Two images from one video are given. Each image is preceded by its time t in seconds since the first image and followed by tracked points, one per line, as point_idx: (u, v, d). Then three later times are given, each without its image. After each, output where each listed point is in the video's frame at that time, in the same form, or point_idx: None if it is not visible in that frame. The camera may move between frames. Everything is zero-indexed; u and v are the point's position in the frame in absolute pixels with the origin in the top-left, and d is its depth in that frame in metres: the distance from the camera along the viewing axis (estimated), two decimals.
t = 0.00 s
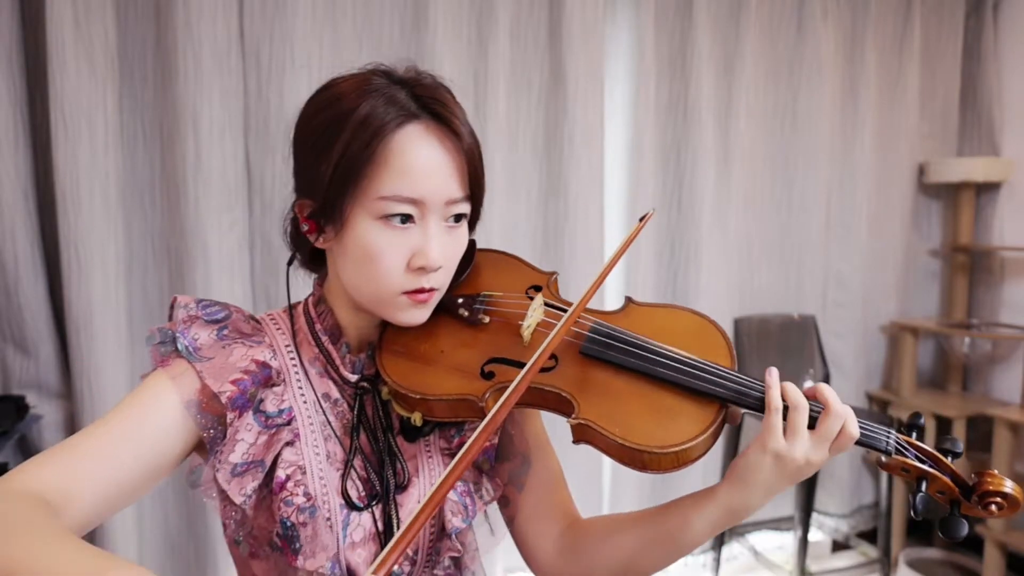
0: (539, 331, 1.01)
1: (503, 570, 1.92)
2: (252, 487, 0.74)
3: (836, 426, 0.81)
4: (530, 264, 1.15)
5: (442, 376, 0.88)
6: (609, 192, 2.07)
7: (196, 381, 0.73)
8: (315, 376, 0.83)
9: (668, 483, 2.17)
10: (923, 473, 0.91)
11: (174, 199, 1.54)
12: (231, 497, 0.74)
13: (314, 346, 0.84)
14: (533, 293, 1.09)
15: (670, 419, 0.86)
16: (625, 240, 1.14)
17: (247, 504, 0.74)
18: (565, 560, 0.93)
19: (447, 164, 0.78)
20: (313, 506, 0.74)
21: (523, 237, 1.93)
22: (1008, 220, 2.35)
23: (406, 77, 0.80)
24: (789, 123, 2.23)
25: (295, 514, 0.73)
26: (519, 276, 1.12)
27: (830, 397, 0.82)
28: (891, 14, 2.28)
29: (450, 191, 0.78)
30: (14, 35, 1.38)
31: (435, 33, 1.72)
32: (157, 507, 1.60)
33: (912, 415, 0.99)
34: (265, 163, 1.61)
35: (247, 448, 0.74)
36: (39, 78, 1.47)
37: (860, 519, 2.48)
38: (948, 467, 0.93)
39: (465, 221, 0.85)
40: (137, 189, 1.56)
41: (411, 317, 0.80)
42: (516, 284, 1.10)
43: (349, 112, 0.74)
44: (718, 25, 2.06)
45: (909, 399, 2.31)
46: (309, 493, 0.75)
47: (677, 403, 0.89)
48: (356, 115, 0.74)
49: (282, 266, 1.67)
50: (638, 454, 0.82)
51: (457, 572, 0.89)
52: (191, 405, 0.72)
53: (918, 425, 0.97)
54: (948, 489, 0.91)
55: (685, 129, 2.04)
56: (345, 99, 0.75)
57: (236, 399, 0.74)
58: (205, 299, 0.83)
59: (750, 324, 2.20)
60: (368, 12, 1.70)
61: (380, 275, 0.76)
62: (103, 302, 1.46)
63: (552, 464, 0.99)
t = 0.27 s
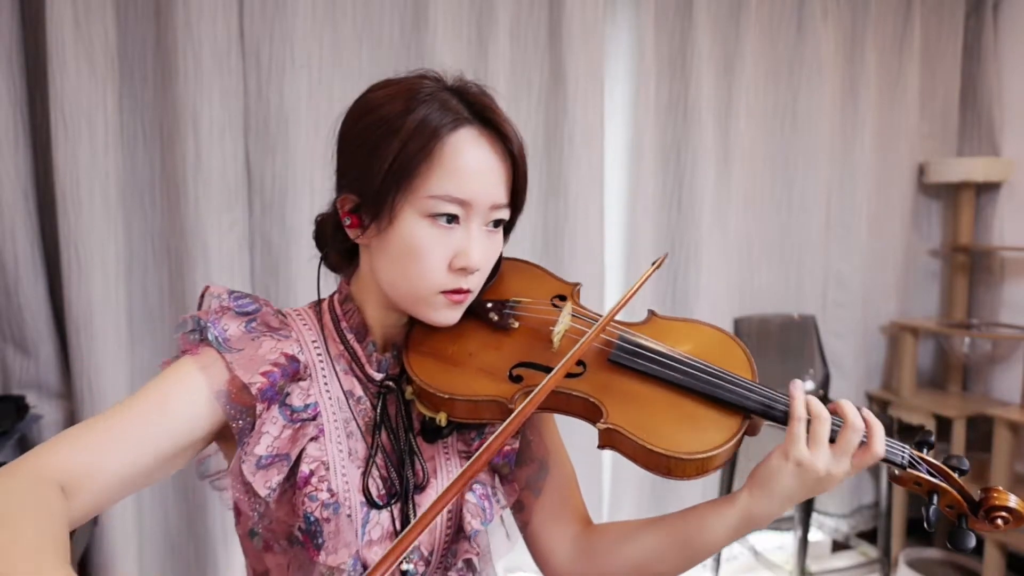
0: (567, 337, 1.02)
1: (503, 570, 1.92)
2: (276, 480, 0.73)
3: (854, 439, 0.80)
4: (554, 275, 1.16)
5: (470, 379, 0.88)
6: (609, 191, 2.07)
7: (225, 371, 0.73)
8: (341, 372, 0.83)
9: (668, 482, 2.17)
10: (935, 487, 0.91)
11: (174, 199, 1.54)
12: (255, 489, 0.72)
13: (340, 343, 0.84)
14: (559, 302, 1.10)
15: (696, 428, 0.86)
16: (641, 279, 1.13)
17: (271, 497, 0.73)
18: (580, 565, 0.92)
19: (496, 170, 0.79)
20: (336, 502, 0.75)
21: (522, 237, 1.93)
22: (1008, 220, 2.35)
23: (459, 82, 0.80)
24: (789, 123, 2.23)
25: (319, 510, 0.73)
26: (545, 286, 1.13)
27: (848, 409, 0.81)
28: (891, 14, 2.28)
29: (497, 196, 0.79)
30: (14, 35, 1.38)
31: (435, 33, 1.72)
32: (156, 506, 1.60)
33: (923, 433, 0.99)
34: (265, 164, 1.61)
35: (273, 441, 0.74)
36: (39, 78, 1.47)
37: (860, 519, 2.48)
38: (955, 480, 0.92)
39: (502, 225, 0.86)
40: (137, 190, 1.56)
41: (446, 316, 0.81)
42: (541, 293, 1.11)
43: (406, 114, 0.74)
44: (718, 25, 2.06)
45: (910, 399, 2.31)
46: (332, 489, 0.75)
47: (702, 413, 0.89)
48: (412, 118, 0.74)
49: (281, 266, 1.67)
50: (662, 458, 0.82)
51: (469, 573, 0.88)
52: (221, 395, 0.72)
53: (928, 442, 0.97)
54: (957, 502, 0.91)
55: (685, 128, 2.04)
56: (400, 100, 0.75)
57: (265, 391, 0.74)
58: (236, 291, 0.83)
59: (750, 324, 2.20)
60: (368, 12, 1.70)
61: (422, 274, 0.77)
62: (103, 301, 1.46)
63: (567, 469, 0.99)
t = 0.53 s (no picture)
0: (573, 342, 1.03)
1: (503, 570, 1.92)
2: (282, 480, 0.72)
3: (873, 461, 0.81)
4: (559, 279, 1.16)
5: (476, 382, 0.89)
6: (609, 191, 2.07)
7: (233, 369, 0.72)
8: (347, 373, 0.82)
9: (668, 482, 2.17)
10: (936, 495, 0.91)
11: (174, 198, 1.54)
12: (261, 489, 0.72)
13: (346, 343, 0.84)
14: (565, 306, 1.11)
15: (703, 433, 0.87)
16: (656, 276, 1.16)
17: (276, 497, 0.72)
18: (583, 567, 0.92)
19: (508, 175, 0.79)
20: (342, 502, 0.74)
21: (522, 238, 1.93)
22: (1008, 219, 2.35)
23: (473, 87, 0.80)
24: (790, 122, 2.23)
25: (324, 510, 0.72)
26: (551, 291, 1.13)
27: (872, 435, 0.83)
28: (891, 14, 2.28)
29: (508, 202, 0.79)
30: (14, 35, 1.38)
31: (435, 33, 1.72)
32: (157, 506, 1.60)
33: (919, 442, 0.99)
34: (266, 163, 1.61)
35: (278, 441, 0.73)
36: (39, 78, 1.47)
37: (860, 519, 2.48)
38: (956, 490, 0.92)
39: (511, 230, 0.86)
40: (137, 190, 1.56)
41: (452, 319, 0.80)
42: (548, 296, 1.11)
43: (420, 118, 0.74)
44: (718, 25, 2.06)
45: (910, 399, 2.31)
46: (338, 489, 0.74)
47: (708, 419, 0.89)
48: (426, 122, 0.74)
49: (280, 266, 1.67)
50: (669, 463, 0.82)
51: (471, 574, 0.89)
52: (228, 393, 0.71)
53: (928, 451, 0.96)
54: (956, 510, 0.91)
55: (685, 128, 2.04)
56: (415, 103, 0.75)
57: (274, 390, 0.73)
58: (245, 288, 0.82)
59: (750, 323, 2.20)
60: (368, 12, 1.70)
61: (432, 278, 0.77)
62: (103, 301, 1.46)
63: (571, 472, 0.98)
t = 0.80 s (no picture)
0: (562, 341, 1.03)
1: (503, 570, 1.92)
2: (271, 485, 0.73)
3: (858, 451, 0.81)
4: (549, 275, 1.16)
5: (464, 382, 0.88)
6: (609, 191, 2.07)
7: (220, 372, 0.72)
8: (335, 375, 0.82)
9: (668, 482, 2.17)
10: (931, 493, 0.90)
11: (174, 198, 1.54)
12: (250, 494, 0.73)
13: (333, 345, 0.83)
14: (555, 304, 1.11)
15: (692, 433, 0.86)
16: (655, 257, 1.15)
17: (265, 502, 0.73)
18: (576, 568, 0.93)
19: (489, 173, 0.77)
20: (332, 506, 0.74)
21: (522, 238, 1.93)
22: (1008, 219, 2.35)
23: (454, 83, 0.79)
24: (789, 123, 2.23)
25: (314, 514, 0.73)
26: (541, 288, 1.13)
27: (852, 424, 0.83)
28: (891, 14, 2.28)
29: (491, 200, 0.78)
30: (14, 35, 1.39)
31: (434, 33, 1.72)
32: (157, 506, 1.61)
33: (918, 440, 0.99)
34: (265, 164, 1.61)
35: (267, 446, 0.73)
36: (39, 78, 1.47)
37: (860, 519, 2.48)
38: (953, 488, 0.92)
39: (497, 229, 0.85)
40: (137, 189, 1.56)
41: (437, 320, 0.80)
42: (537, 295, 1.11)
43: (400, 115, 0.73)
44: (718, 24, 2.06)
45: (910, 399, 2.31)
46: (327, 493, 0.74)
47: (698, 418, 0.89)
48: (406, 119, 0.73)
49: (279, 267, 1.67)
50: (660, 464, 0.82)
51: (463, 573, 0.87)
52: (216, 397, 0.71)
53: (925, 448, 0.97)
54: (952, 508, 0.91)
55: (685, 128, 2.04)
56: (394, 101, 0.74)
57: (261, 395, 0.73)
58: (230, 291, 0.82)
59: (749, 323, 2.19)
60: (368, 12, 1.70)
61: (415, 279, 0.76)
62: (103, 301, 1.46)
63: (563, 473, 0.97)
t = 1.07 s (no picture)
0: (545, 340, 1.02)
1: (503, 570, 1.92)
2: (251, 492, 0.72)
3: (835, 442, 0.80)
4: (533, 271, 1.16)
5: (446, 383, 0.88)
6: (609, 191, 2.07)
7: (197, 378, 0.71)
8: (316, 378, 0.82)
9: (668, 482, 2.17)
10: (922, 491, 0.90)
11: (174, 198, 1.54)
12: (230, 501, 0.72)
13: (314, 348, 0.83)
14: (538, 301, 1.11)
15: (676, 433, 0.86)
16: (657, 226, 1.18)
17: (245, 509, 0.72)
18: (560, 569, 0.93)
19: (462, 170, 0.77)
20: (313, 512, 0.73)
21: (523, 240, 1.93)
22: (1008, 219, 2.35)
23: (423, 78, 0.79)
24: (789, 123, 2.23)
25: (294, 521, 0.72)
26: (524, 284, 1.13)
27: (828, 414, 0.82)
28: (891, 14, 2.28)
29: (465, 198, 0.78)
30: (14, 35, 1.38)
31: (434, 33, 1.72)
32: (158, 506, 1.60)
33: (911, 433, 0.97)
34: (265, 164, 1.61)
35: (247, 451, 0.72)
36: (39, 78, 1.47)
37: (860, 519, 2.48)
38: (946, 485, 0.91)
39: (475, 225, 0.84)
40: (137, 189, 1.56)
41: (417, 322, 0.79)
42: (520, 293, 1.11)
43: (367, 114, 0.73)
44: (718, 25, 2.06)
45: (910, 399, 2.31)
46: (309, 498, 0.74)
47: (683, 418, 0.88)
48: (374, 117, 0.73)
49: (280, 266, 1.67)
50: (644, 466, 0.82)
51: None
52: (193, 401, 0.70)
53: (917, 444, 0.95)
54: (945, 505, 0.90)
55: (685, 129, 2.05)
56: (361, 99, 0.73)
57: (238, 399, 0.73)
58: (206, 296, 0.81)
59: (750, 324, 2.20)
60: (368, 12, 1.70)
61: (391, 280, 0.75)
62: (103, 301, 1.46)
63: (549, 472, 0.98)
